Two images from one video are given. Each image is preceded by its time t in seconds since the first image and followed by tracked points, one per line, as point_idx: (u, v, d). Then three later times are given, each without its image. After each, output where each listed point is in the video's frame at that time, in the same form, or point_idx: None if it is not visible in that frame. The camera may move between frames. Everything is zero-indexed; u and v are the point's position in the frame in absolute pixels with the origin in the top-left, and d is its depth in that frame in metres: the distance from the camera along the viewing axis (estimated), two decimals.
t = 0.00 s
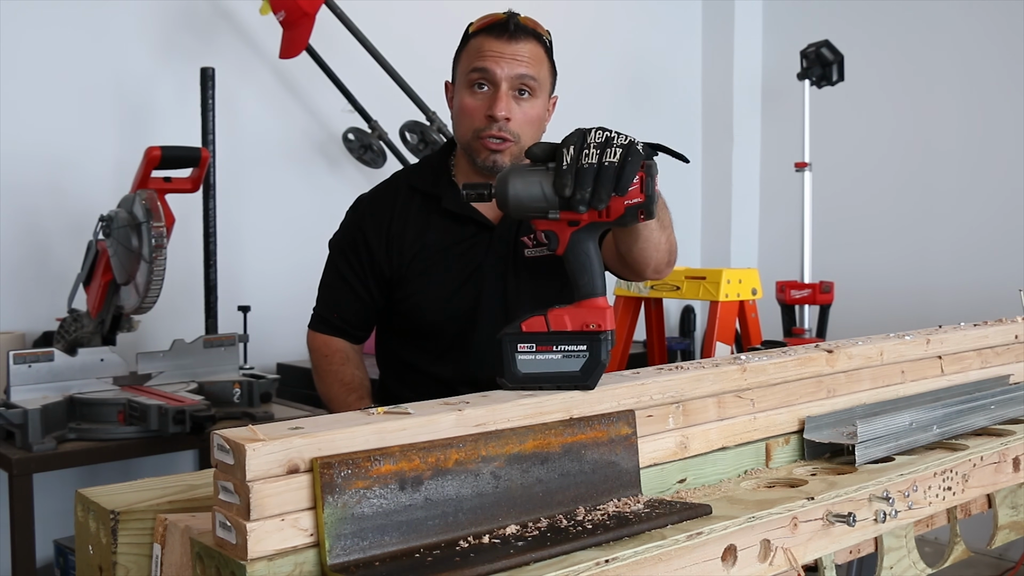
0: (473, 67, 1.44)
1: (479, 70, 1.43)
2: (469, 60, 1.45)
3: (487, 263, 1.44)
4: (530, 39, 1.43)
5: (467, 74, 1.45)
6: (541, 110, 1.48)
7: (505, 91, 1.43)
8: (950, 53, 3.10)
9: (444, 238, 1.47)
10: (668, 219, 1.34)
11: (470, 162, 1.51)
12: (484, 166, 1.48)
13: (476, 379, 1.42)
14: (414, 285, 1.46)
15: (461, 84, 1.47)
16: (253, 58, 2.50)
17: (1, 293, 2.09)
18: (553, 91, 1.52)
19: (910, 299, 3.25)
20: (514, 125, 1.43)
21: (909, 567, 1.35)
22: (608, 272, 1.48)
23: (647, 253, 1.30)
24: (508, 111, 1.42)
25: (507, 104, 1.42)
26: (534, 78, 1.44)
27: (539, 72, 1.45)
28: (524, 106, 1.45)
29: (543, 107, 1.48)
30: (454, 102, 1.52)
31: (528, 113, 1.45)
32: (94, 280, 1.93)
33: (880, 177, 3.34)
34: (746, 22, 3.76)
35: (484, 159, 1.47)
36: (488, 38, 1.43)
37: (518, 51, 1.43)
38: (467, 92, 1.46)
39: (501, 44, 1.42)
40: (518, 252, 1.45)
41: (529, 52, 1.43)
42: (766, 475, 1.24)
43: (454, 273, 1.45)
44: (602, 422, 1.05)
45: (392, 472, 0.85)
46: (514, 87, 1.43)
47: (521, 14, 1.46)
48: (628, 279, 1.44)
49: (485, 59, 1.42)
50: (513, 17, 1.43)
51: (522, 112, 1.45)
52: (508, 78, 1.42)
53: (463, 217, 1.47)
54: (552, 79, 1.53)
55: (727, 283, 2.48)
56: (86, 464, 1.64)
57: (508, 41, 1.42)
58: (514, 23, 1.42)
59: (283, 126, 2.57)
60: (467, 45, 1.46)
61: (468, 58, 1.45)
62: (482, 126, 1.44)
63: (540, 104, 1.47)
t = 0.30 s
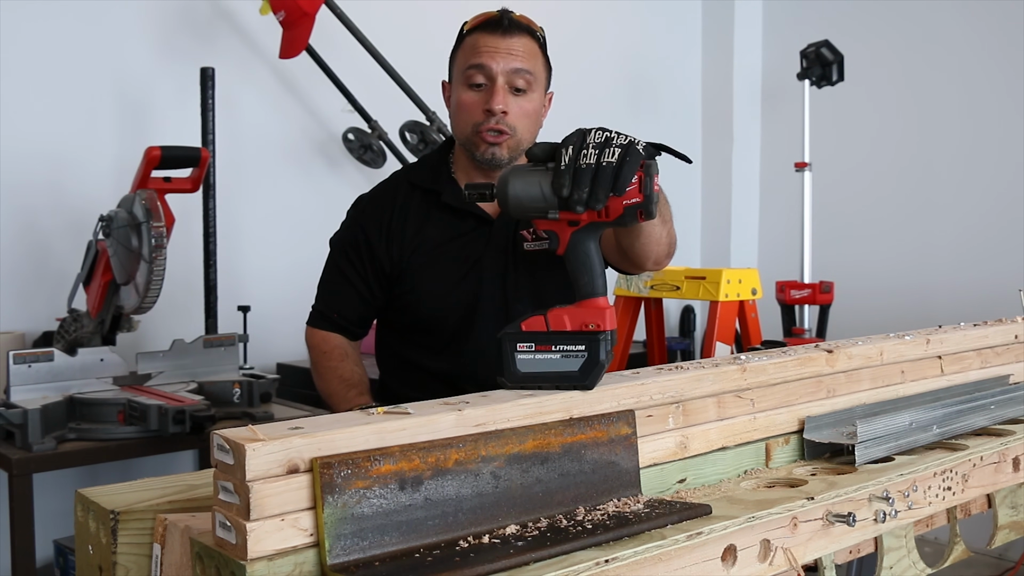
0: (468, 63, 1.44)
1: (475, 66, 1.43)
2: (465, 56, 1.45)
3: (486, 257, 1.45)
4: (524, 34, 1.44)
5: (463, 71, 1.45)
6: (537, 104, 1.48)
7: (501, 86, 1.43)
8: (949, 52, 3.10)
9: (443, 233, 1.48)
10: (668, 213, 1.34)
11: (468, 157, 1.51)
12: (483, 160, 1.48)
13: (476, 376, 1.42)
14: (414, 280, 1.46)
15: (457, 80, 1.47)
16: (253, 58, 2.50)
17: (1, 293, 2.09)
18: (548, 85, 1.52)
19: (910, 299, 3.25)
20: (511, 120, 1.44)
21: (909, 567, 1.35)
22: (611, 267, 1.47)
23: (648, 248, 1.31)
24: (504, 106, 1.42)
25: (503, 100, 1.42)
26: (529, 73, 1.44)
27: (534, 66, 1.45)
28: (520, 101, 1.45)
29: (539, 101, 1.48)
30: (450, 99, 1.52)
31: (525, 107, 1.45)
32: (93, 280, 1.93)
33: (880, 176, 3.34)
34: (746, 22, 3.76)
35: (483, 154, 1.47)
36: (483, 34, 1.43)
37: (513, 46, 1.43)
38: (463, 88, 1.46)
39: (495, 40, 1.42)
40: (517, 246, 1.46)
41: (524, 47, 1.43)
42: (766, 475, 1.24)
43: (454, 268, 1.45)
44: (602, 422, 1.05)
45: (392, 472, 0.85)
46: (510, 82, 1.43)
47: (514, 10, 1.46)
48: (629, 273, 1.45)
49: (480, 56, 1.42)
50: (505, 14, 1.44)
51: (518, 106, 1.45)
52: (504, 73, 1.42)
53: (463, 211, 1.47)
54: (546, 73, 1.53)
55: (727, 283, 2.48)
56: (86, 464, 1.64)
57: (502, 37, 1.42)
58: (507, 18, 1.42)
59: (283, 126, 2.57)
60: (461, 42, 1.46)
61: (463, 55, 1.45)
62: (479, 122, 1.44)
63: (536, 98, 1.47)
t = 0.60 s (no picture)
0: (467, 71, 1.44)
1: (474, 74, 1.43)
2: (463, 63, 1.45)
3: (487, 257, 1.45)
4: (522, 39, 1.43)
5: (462, 78, 1.45)
6: (536, 108, 1.48)
7: (501, 93, 1.43)
8: (950, 52, 3.10)
9: (444, 234, 1.47)
10: (667, 213, 1.34)
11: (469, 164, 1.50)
12: (484, 168, 1.48)
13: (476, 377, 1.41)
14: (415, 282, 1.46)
15: (457, 87, 1.47)
16: (253, 58, 2.50)
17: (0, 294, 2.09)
18: (547, 89, 1.52)
19: (910, 300, 3.25)
20: (512, 127, 1.43)
21: (909, 568, 1.34)
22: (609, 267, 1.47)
23: (647, 249, 1.31)
24: (505, 113, 1.42)
25: (503, 107, 1.42)
26: (529, 78, 1.44)
27: (533, 71, 1.44)
28: (520, 106, 1.45)
29: (539, 106, 1.47)
30: (449, 106, 1.52)
31: (524, 113, 1.45)
32: (93, 280, 1.93)
33: (880, 176, 3.33)
34: (746, 22, 3.76)
35: (484, 161, 1.47)
36: (481, 40, 1.43)
37: (511, 51, 1.42)
38: (462, 96, 1.45)
39: (494, 45, 1.42)
40: (517, 247, 1.45)
41: (523, 52, 1.43)
42: (766, 475, 1.24)
43: (455, 269, 1.45)
44: (601, 422, 1.05)
45: (392, 472, 0.85)
46: (509, 88, 1.43)
47: (511, 13, 1.46)
48: (629, 273, 1.45)
49: (479, 62, 1.42)
50: (503, 19, 1.44)
51: (518, 112, 1.44)
52: (504, 79, 1.42)
53: (463, 212, 1.47)
54: (545, 76, 1.52)
55: (727, 283, 2.47)
56: (85, 464, 1.64)
57: (500, 42, 1.42)
58: (505, 23, 1.42)
59: (282, 126, 2.57)
60: (460, 48, 1.46)
61: (462, 62, 1.45)
62: (480, 130, 1.44)
63: (536, 103, 1.46)
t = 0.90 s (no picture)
0: (471, 65, 1.43)
1: (478, 69, 1.42)
2: (466, 58, 1.44)
3: (495, 253, 1.45)
4: (525, 33, 1.43)
5: (465, 73, 1.45)
6: (540, 102, 1.48)
7: (505, 88, 1.43)
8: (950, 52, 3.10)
9: (453, 230, 1.48)
10: (668, 213, 1.34)
11: (472, 160, 1.51)
12: (489, 163, 1.49)
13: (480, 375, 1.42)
14: (423, 279, 1.46)
15: (459, 82, 1.47)
16: (254, 58, 2.50)
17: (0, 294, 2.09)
18: (549, 82, 1.52)
19: (910, 300, 3.25)
20: (516, 121, 1.44)
21: (909, 568, 1.34)
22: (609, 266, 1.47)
23: (647, 248, 1.31)
24: (509, 108, 1.42)
25: (507, 101, 1.42)
26: (532, 73, 1.44)
27: (536, 65, 1.44)
28: (523, 101, 1.45)
29: (542, 100, 1.48)
30: (452, 101, 1.51)
31: (528, 107, 1.45)
32: (93, 280, 1.93)
33: (881, 176, 3.33)
34: (746, 22, 3.76)
35: (489, 156, 1.47)
36: (484, 35, 1.42)
37: (515, 46, 1.42)
38: (466, 90, 1.45)
39: (497, 40, 1.42)
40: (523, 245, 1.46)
41: (526, 47, 1.43)
42: (766, 475, 1.24)
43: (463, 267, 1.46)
44: (602, 422, 1.04)
45: (392, 472, 0.85)
46: (513, 83, 1.43)
47: (513, 7, 1.45)
48: (630, 273, 1.45)
49: (482, 57, 1.41)
50: (506, 12, 1.43)
51: (522, 107, 1.44)
52: (507, 74, 1.42)
53: (471, 208, 1.47)
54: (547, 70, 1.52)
55: (727, 283, 2.47)
56: (85, 464, 1.64)
57: (503, 37, 1.42)
58: (509, 18, 1.41)
59: (283, 126, 2.57)
60: (462, 43, 1.45)
61: (465, 56, 1.44)
62: (484, 125, 1.44)
63: (539, 97, 1.47)
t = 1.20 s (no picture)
0: (474, 61, 1.44)
1: (480, 65, 1.43)
2: (469, 55, 1.45)
3: (496, 253, 1.46)
4: (528, 31, 1.44)
5: (468, 69, 1.45)
6: (541, 101, 1.48)
7: (506, 84, 1.43)
8: (950, 52, 3.10)
9: (454, 230, 1.48)
10: (668, 213, 1.34)
11: (473, 157, 1.50)
12: (489, 160, 1.48)
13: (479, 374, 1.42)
14: (423, 278, 1.46)
15: (462, 78, 1.47)
16: (254, 58, 2.50)
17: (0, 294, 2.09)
18: (553, 82, 1.52)
19: (910, 300, 3.25)
20: (517, 117, 1.44)
21: (910, 568, 1.34)
22: (609, 266, 1.48)
23: (647, 249, 1.31)
24: (510, 103, 1.42)
25: (509, 97, 1.42)
26: (534, 70, 1.44)
27: (538, 63, 1.45)
28: (525, 98, 1.45)
29: (544, 98, 1.48)
30: (454, 98, 1.52)
31: (530, 105, 1.45)
32: (93, 280, 1.93)
33: (881, 176, 3.33)
34: (747, 22, 3.76)
35: (488, 152, 1.46)
36: (487, 31, 1.43)
37: (517, 43, 1.43)
38: (468, 86, 1.46)
39: (500, 37, 1.43)
40: (523, 245, 1.46)
41: (528, 44, 1.43)
42: (766, 475, 1.24)
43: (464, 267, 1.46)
44: (602, 422, 1.04)
45: (392, 472, 0.85)
46: (515, 80, 1.44)
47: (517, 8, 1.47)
48: (630, 273, 1.45)
49: (485, 53, 1.42)
50: (510, 10, 1.44)
51: (523, 103, 1.44)
52: (510, 70, 1.43)
53: (473, 208, 1.47)
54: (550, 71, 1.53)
55: (727, 283, 2.47)
56: (85, 464, 1.64)
57: (506, 34, 1.43)
58: (512, 15, 1.43)
59: (283, 126, 2.57)
60: (466, 41, 1.46)
61: (469, 52, 1.45)
62: (486, 120, 1.44)
63: (540, 95, 1.47)
